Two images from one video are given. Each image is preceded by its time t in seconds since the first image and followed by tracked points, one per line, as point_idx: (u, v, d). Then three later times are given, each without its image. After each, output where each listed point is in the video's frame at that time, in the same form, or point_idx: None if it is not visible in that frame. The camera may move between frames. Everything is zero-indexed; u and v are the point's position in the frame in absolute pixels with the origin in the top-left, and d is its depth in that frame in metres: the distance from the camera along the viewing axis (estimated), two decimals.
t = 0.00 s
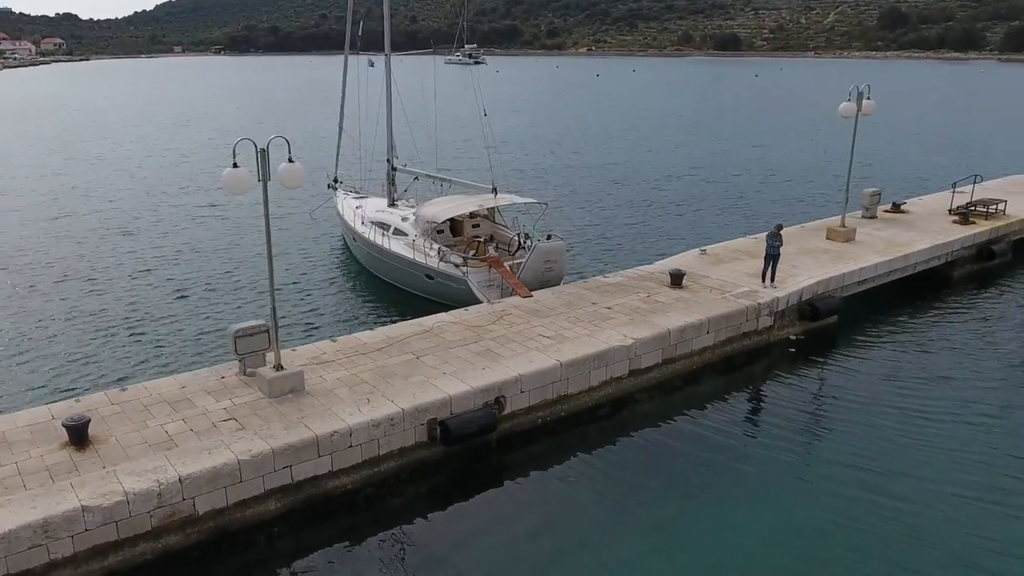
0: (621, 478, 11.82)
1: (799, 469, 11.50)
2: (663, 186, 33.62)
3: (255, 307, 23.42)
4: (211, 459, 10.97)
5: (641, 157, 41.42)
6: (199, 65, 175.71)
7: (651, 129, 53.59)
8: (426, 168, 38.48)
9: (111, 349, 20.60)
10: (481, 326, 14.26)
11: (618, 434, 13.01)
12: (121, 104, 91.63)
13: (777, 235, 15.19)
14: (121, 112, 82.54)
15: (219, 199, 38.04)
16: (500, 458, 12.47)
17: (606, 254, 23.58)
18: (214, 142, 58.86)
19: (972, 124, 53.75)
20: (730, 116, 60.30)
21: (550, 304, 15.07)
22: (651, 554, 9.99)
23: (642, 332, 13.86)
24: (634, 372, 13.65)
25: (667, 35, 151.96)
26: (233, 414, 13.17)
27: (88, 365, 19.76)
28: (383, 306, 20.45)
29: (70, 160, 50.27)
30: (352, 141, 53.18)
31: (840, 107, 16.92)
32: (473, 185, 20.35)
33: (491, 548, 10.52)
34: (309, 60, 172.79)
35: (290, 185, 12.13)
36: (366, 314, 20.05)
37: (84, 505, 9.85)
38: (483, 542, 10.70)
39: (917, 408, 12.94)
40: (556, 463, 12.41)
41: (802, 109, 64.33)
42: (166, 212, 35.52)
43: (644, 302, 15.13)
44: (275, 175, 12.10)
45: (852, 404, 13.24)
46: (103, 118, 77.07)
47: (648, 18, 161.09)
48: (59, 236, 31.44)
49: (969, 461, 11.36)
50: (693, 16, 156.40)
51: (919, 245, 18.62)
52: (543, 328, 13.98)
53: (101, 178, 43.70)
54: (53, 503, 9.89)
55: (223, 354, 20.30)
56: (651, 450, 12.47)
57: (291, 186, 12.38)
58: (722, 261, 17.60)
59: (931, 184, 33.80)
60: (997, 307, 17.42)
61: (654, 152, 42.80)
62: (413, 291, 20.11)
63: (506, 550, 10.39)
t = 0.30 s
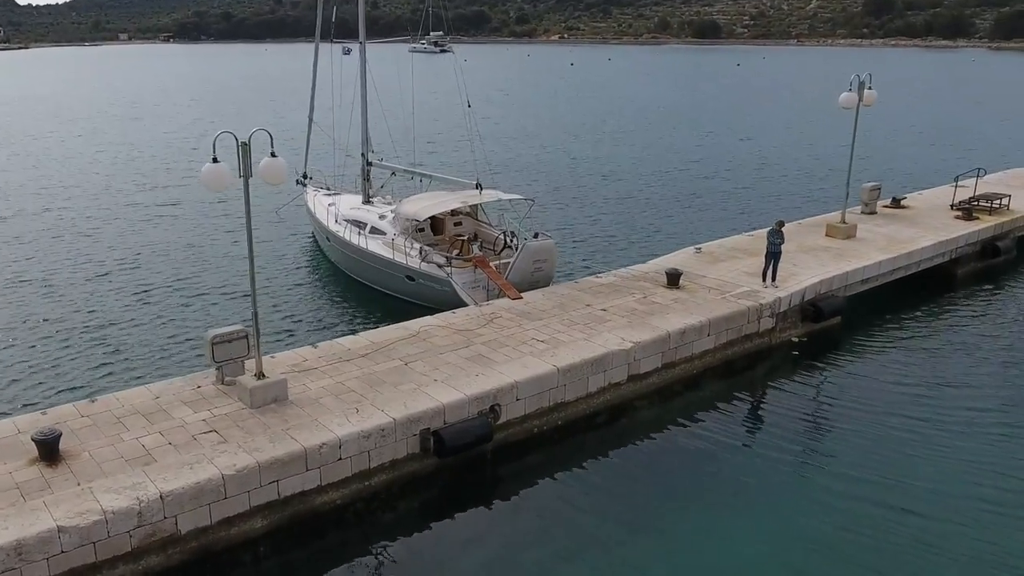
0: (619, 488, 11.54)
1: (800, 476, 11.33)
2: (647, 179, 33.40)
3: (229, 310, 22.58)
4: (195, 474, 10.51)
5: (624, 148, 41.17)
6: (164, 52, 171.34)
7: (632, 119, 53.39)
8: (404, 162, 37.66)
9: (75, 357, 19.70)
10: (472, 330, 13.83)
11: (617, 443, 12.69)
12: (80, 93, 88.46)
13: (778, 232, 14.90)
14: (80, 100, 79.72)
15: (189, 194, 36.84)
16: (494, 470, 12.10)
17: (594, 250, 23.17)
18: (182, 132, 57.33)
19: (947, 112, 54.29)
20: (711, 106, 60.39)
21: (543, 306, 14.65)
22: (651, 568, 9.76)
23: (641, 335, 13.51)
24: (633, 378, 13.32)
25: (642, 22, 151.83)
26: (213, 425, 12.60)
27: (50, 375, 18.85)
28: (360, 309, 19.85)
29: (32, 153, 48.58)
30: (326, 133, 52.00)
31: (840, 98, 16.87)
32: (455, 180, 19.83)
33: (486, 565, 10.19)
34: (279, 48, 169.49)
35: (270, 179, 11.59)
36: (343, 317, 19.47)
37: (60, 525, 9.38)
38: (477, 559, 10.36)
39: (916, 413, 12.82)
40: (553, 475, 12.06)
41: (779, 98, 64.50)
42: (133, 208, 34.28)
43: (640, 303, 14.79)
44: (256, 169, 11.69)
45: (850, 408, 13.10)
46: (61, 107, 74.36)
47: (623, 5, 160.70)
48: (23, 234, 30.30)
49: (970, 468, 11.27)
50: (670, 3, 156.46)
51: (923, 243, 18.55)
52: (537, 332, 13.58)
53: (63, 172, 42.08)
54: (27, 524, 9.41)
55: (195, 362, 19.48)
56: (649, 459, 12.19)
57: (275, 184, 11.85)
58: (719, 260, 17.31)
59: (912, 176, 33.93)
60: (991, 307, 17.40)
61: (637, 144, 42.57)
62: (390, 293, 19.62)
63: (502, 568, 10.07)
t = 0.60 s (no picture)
0: (622, 498, 11.23)
1: (805, 485, 11.14)
2: (634, 171, 33.06)
3: (204, 314, 21.72)
4: (179, 490, 10.04)
5: (609, 139, 40.79)
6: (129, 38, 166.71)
7: (616, 109, 52.98)
8: (385, 155, 36.74)
9: (37, 365, 18.79)
10: (465, 334, 13.38)
11: (621, 453, 12.32)
12: (39, 81, 85.15)
13: (786, 228, 14.60)
14: (40, 89, 76.72)
15: (160, 190, 35.59)
16: (494, 483, 11.67)
17: (584, 248, 22.73)
18: (152, 121, 55.73)
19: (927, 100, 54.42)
20: (695, 94, 60.19)
21: (539, 309, 14.23)
22: None
23: (646, 340, 13.13)
24: (638, 385, 12.96)
25: (620, 9, 151.25)
26: (195, 437, 12.03)
27: (9, 384, 17.93)
28: (339, 311, 19.28)
29: None
30: (301, 125, 50.68)
31: (847, 86, 16.83)
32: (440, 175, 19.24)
33: None
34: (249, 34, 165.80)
35: (257, 173, 11.13)
36: (323, 319, 18.88)
37: (38, 548, 8.95)
38: None
39: (920, 417, 12.66)
40: (555, 487, 11.67)
41: (761, 86, 64.34)
42: (102, 205, 33.03)
43: (641, 305, 14.44)
44: (242, 164, 11.22)
45: (855, 414, 12.91)
46: (20, 95, 71.52)
47: None
48: None
49: (978, 476, 11.11)
50: None
51: (935, 239, 18.38)
52: (534, 335, 13.15)
53: (25, 165, 40.43)
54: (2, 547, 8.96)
55: (167, 371, 18.61)
56: (654, 468, 11.88)
57: (261, 177, 11.39)
58: (723, 258, 16.98)
59: (898, 167, 33.90)
60: (989, 306, 17.32)
61: (622, 134, 42.20)
62: (370, 294, 19.08)
63: None
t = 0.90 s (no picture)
0: (632, 511, 10.98)
1: (818, 494, 10.98)
2: (626, 160, 32.70)
3: (176, 321, 20.66)
4: (174, 508, 9.65)
5: (598, 128, 40.44)
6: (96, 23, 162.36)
7: (603, 96, 52.59)
8: (366, 148, 35.77)
9: (8, 371, 18.08)
10: (465, 339, 12.96)
11: (631, 466, 11.96)
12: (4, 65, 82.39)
13: (800, 225, 14.31)
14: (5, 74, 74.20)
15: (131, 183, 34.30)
16: (501, 499, 11.30)
17: (579, 239, 22.19)
18: (125, 108, 54.19)
19: (908, 86, 54.49)
20: (681, 80, 59.98)
21: (542, 312, 13.82)
22: None
23: (658, 344, 12.77)
24: (649, 393, 12.61)
25: None
26: (184, 451, 11.45)
27: None
28: (322, 313, 18.71)
29: None
30: (276, 116, 49.30)
31: (859, 74, 16.75)
32: (428, 169, 18.68)
33: None
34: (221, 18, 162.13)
35: (247, 168, 10.56)
36: (307, 321, 18.38)
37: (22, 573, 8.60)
38: None
39: (931, 423, 12.53)
40: (564, 502, 11.32)
41: (747, 72, 64.22)
42: (75, 198, 31.95)
43: (647, 306, 14.10)
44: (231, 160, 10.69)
45: (866, 420, 12.73)
46: None
47: None
48: None
49: (990, 485, 11.01)
50: None
51: (953, 237, 18.09)
52: (540, 341, 12.75)
53: None
54: None
55: (134, 388, 17.58)
56: (664, 479, 11.61)
57: (253, 174, 10.83)
58: (730, 257, 16.66)
59: (887, 157, 33.80)
60: (994, 306, 17.21)
61: (611, 122, 41.88)
62: (354, 295, 18.60)
63: None
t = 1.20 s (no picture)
0: (644, 525, 10.62)
1: (835, 504, 10.68)
2: (622, 149, 32.19)
3: (150, 328, 19.72)
4: (167, 529, 9.22)
5: (593, 116, 39.83)
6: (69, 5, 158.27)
7: (596, 82, 51.89)
8: (354, 139, 34.69)
9: None
10: (467, 344, 12.50)
11: (645, 482, 11.53)
12: None
13: (820, 220, 13.90)
14: None
15: (106, 176, 32.95)
16: (510, 518, 10.84)
17: (583, 236, 21.61)
18: (103, 94, 52.73)
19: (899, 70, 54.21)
20: (673, 64, 59.42)
21: (545, 315, 13.32)
22: None
23: (673, 349, 12.30)
24: (664, 402, 12.14)
25: None
26: (172, 466, 10.82)
27: None
28: (306, 316, 18.06)
29: None
30: (256, 106, 47.83)
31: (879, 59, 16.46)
32: (417, 163, 18.04)
33: None
34: None
35: (242, 161, 10.12)
36: (292, 325, 17.76)
37: None
38: None
39: (948, 429, 12.21)
40: (576, 520, 10.88)
41: (740, 56, 63.70)
42: (50, 191, 30.90)
43: (660, 309, 13.61)
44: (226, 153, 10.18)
45: (884, 426, 12.40)
46: None
47: None
48: None
49: (1012, 491, 10.78)
50: None
51: (980, 233, 17.61)
52: (548, 346, 12.27)
53: None
54: None
55: (104, 403, 16.71)
56: (678, 491, 11.25)
57: (246, 167, 10.37)
58: (742, 255, 16.21)
59: (887, 146, 33.40)
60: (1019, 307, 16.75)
61: (604, 109, 41.30)
62: (337, 298, 17.98)
63: None
